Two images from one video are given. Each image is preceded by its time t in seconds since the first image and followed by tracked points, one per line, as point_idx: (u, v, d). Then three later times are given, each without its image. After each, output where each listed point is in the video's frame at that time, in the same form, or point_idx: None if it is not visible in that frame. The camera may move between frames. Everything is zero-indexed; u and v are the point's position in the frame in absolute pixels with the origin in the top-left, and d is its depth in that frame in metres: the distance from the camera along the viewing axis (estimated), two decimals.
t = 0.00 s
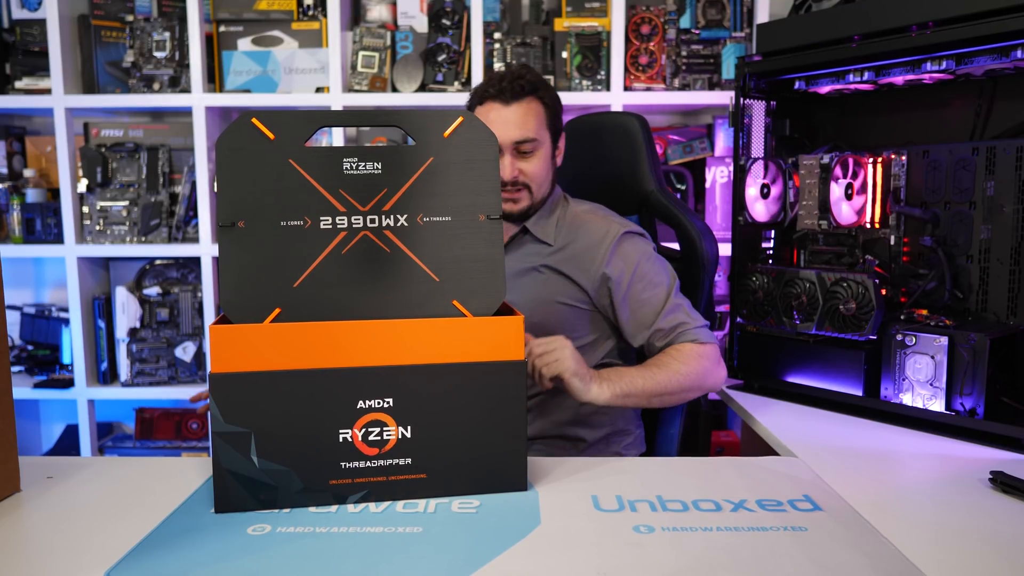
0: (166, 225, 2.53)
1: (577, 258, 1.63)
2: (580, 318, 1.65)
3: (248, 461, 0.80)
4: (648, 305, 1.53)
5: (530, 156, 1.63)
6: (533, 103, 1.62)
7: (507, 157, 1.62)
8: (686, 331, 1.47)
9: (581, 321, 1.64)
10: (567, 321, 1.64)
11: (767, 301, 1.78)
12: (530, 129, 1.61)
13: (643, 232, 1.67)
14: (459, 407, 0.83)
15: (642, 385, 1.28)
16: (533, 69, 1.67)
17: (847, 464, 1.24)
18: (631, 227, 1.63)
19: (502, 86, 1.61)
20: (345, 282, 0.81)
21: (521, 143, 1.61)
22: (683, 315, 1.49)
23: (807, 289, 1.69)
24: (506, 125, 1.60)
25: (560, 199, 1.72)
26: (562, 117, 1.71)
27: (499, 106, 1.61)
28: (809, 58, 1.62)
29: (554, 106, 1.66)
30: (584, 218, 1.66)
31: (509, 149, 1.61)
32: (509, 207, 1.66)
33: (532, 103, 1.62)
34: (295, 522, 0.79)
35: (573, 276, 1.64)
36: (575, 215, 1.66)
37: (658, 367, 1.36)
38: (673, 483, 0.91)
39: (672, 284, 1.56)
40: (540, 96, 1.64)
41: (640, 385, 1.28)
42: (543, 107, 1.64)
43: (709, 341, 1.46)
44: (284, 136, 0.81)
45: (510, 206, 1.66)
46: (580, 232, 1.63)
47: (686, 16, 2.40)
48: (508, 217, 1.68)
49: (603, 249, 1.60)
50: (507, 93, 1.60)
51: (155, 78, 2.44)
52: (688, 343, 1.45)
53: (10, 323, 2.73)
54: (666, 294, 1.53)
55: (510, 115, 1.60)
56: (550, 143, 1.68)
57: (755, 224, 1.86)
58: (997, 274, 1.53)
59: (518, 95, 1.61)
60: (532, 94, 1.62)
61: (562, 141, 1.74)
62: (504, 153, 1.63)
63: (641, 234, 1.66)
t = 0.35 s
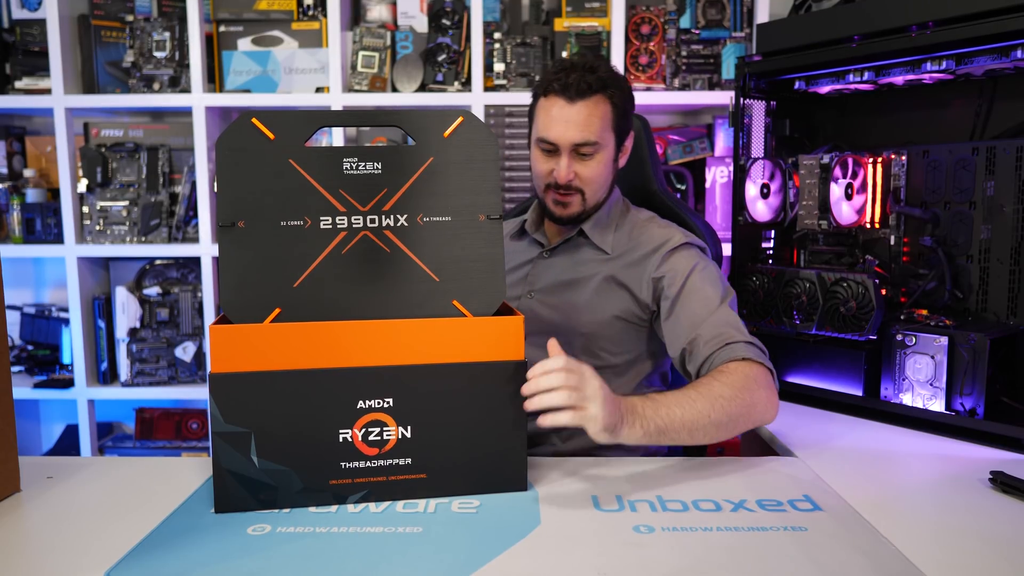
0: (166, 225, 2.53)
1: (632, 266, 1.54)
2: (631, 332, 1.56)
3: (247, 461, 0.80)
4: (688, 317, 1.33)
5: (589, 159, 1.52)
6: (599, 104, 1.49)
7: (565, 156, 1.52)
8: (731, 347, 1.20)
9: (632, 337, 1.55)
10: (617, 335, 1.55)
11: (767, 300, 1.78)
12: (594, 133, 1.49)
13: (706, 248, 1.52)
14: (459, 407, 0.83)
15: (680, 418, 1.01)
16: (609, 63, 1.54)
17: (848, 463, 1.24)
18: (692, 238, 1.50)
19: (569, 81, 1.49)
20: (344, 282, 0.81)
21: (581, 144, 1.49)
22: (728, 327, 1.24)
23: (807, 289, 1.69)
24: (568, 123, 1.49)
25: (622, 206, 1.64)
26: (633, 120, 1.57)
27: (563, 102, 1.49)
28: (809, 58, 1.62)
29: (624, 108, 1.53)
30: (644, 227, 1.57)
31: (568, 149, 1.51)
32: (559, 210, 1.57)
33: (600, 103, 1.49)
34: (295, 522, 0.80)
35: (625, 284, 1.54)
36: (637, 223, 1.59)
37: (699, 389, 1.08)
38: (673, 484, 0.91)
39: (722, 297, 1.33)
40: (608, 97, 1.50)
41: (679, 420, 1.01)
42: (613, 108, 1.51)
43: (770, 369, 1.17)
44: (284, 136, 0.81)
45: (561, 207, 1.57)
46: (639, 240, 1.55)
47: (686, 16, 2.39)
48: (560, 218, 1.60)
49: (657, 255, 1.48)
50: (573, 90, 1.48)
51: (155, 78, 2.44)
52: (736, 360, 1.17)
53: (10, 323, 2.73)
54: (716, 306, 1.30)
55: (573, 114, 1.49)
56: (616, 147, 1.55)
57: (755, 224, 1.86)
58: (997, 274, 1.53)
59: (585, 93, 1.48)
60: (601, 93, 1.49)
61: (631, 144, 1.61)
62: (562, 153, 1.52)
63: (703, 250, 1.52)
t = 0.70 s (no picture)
0: (166, 225, 2.53)
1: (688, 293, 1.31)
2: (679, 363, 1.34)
3: (248, 461, 0.80)
4: (724, 346, 1.16)
5: (642, 168, 1.34)
6: (664, 110, 1.32)
7: (616, 161, 1.35)
8: (764, 388, 1.05)
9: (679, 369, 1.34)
10: (662, 366, 1.34)
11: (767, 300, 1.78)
12: (652, 141, 1.32)
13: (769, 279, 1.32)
14: (459, 408, 0.84)
15: (662, 474, 0.90)
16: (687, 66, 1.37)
17: (848, 459, 1.24)
18: (757, 271, 1.28)
19: (636, 79, 1.32)
20: (344, 281, 0.81)
21: (638, 151, 1.32)
22: (766, 366, 1.08)
23: (807, 289, 1.69)
24: (627, 126, 1.31)
25: (680, 222, 1.43)
26: (700, 135, 1.40)
27: (626, 101, 1.32)
28: (809, 58, 1.62)
29: (694, 119, 1.36)
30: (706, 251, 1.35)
31: (622, 154, 1.34)
32: (604, 218, 1.40)
33: (665, 111, 1.32)
34: (295, 522, 0.80)
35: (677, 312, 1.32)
36: (694, 247, 1.38)
37: (696, 445, 0.96)
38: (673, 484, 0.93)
39: (773, 331, 1.14)
40: (678, 104, 1.33)
41: (661, 476, 0.90)
42: (679, 119, 1.34)
43: (804, 415, 1.03)
44: (284, 136, 0.81)
45: (605, 217, 1.40)
46: (698, 265, 1.33)
47: (686, 16, 2.39)
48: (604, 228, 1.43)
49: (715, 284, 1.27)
50: (640, 90, 1.31)
51: (155, 78, 2.44)
52: (758, 405, 1.03)
53: (9, 323, 2.72)
54: (762, 339, 1.13)
55: (632, 117, 1.31)
56: (677, 160, 1.38)
57: (755, 223, 1.85)
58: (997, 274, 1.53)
59: (652, 96, 1.31)
60: (670, 99, 1.32)
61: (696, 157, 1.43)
62: (613, 157, 1.36)
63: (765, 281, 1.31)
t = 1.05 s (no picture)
0: (166, 225, 2.53)
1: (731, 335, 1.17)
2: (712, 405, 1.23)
3: (270, 463, 0.81)
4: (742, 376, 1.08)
5: (679, 204, 1.16)
6: (723, 148, 1.12)
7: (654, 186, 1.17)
8: (771, 416, 0.97)
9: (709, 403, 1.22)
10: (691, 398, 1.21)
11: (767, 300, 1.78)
12: (697, 180, 1.13)
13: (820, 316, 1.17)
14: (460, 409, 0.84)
15: (644, 476, 0.88)
16: (776, 107, 1.15)
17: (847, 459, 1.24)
18: (809, 306, 1.14)
19: (707, 105, 1.12)
20: (356, 280, 0.85)
21: (680, 186, 1.14)
22: (777, 393, 0.99)
23: (807, 289, 1.70)
24: (676, 155, 1.13)
25: (733, 253, 1.26)
26: (762, 188, 1.19)
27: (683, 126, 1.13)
28: (809, 58, 1.62)
29: (755, 170, 1.15)
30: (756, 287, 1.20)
31: (662, 182, 1.16)
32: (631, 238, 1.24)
33: (726, 150, 1.12)
34: (296, 522, 0.80)
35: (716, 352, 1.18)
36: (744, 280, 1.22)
37: (684, 457, 0.93)
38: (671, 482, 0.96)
39: (804, 363, 1.03)
40: (741, 145, 1.12)
41: (643, 478, 0.88)
42: (739, 164, 1.14)
43: (810, 450, 0.92)
44: (289, 137, 0.83)
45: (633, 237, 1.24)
46: (742, 299, 1.19)
47: (686, 16, 2.39)
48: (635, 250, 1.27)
49: (757, 316, 1.14)
50: (703, 116, 1.11)
51: (155, 78, 2.44)
52: (759, 433, 0.96)
53: (9, 323, 2.72)
54: (786, 365, 1.03)
55: (684, 146, 1.12)
56: (724, 206, 1.18)
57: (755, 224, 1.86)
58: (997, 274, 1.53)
59: (715, 130, 1.11)
60: (735, 138, 1.12)
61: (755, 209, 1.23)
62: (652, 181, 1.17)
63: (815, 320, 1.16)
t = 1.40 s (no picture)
0: (166, 225, 2.53)
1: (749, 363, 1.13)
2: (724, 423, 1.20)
3: (270, 463, 0.81)
4: (752, 393, 1.06)
5: (689, 239, 1.10)
6: (743, 190, 1.04)
7: (668, 213, 1.11)
8: (771, 431, 0.96)
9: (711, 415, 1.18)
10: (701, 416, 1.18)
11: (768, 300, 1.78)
12: (709, 217, 1.06)
13: (837, 331, 1.13)
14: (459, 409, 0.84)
15: (638, 481, 0.88)
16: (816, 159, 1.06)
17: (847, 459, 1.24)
18: (825, 323, 1.09)
19: (738, 142, 1.04)
20: (355, 281, 0.85)
21: (693, 219, 1.07)
22: (779, 409, 0.98)
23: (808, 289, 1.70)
24: (694, 186, 1.06)
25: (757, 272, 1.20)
26: (786, 242, 1.10)
27: (707, 160, 1.06)
28: (809, 58, 1.62)
29: (776, 218, 1.07)
30: (775, 308, 1.14)
31: (677, 211, 1.09)
32: (644, 259, 1.19)
33: (748, 194, 1.05)
34: (296, 522, 0.80)
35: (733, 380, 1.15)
36: (766, 299, 1.16)
37: (680, 465, 0.92)
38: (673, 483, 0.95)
39: (812, 379, 1.01)
40: (763, 192, 1.05)
41: (638, 483, 0.88)
42: (761, 210, 1.06)
43: (806, 467, 0.91)
44: (289, 136, 0.83)
45: (645, 258, 1.19)
46: (757, 316, 1.14)
47: (686, 16, 2.39)
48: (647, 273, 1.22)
49: (774, 336, 1.10)
50: (728, 153, 1.04)
51: (155, 78, 2.44)
52: (758, 447, 0.95)
53: (9, 323, 2.72)
54: (792, 379, 1.02)
55: (704, 181, 1.05)
56: (738, 253, 1.10)
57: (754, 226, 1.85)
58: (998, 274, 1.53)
59: (740, 170, 1.03)
60: (761, 183, 1.04)
61: (777, 264, 1.13)
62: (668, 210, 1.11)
63: (833, 332, 1.12)
